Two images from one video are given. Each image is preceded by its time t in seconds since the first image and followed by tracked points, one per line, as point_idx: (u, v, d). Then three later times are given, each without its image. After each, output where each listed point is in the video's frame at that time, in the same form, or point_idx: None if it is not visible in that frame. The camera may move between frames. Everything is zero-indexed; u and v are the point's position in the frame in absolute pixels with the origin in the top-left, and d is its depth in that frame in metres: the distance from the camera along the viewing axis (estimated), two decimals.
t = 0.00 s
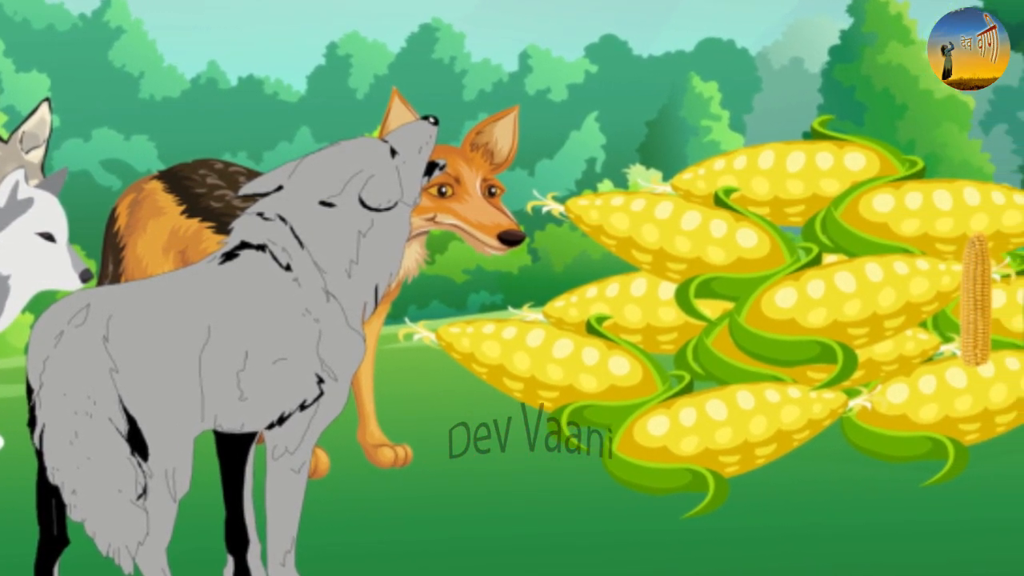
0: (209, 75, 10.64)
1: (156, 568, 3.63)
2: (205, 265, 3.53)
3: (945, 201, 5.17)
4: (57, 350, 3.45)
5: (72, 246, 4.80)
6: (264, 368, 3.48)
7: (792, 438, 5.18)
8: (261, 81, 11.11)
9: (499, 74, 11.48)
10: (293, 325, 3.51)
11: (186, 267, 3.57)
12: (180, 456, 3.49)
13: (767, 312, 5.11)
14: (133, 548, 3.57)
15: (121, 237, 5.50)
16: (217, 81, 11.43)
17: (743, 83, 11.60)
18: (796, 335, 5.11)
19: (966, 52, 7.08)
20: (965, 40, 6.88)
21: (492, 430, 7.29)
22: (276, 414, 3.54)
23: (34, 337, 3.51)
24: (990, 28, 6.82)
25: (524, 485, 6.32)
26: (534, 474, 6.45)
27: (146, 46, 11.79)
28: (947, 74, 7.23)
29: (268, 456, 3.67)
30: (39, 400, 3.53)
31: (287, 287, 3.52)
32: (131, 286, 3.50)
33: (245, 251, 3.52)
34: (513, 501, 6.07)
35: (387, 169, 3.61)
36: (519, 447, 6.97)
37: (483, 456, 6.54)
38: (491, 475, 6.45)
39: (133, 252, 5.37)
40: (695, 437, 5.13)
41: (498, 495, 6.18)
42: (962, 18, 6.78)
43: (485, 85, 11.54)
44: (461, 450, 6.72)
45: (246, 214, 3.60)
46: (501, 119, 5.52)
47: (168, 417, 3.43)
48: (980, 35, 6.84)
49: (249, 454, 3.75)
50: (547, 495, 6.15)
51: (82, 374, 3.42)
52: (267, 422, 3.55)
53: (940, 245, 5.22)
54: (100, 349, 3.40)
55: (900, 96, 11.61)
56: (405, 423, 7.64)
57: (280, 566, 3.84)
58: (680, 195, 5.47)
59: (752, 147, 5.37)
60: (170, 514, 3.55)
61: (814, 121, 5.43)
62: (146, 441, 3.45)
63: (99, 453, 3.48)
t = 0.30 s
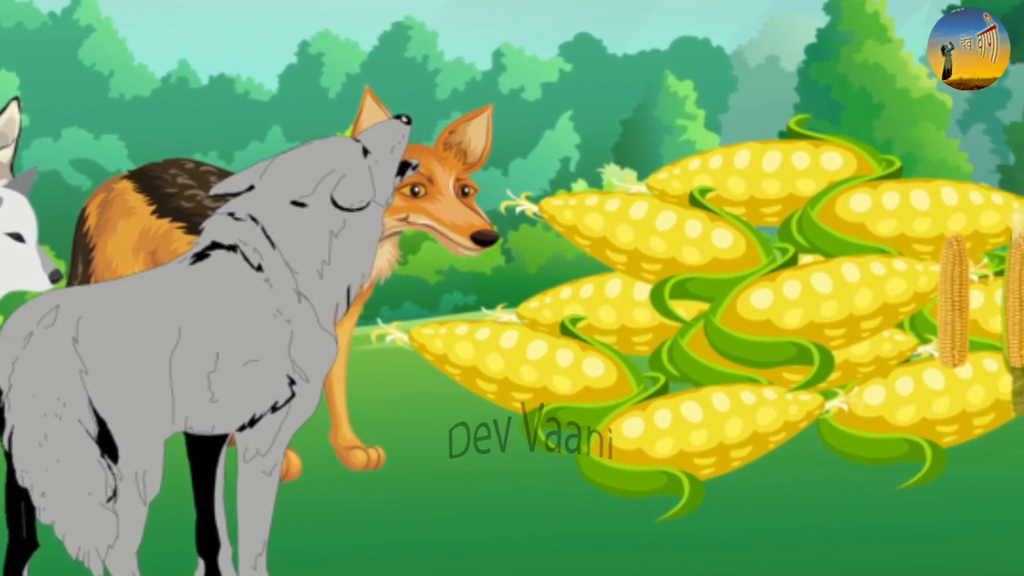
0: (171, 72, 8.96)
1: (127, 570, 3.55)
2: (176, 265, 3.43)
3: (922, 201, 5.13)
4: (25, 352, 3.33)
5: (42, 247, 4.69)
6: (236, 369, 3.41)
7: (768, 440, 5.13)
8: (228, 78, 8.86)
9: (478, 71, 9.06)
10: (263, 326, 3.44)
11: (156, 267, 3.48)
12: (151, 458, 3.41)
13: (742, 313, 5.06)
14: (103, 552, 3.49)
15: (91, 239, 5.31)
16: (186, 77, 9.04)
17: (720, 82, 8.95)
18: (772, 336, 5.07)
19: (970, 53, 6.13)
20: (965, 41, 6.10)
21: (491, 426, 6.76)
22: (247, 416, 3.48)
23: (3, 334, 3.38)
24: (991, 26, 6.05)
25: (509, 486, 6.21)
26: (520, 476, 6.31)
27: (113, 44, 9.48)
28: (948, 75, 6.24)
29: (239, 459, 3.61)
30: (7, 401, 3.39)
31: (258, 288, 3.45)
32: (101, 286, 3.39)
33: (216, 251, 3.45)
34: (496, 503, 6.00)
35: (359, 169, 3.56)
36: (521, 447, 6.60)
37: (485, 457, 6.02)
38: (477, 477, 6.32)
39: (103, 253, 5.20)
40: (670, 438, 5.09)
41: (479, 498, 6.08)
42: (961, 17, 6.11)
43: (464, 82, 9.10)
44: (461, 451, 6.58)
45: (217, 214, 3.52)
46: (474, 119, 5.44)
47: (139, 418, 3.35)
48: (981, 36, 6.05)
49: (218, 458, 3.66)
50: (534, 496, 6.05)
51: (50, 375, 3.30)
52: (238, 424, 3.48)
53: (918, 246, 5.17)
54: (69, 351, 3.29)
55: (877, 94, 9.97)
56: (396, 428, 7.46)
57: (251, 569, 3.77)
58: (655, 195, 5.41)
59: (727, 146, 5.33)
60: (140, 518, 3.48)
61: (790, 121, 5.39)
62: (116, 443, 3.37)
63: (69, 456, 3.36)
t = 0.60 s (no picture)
0: (142, 71, 8.74)
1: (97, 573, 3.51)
2: (145, 266, 3.37)
3: (899, 201, 5.09)
4: None
5: (11, 247, 4.59)
6: (206, 371, 3.36)
7: (744, 442, 5.08)
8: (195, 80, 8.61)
9: (452, 71, 8.78)
10: (233, 328, 3.37)
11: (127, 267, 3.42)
12: (122, 460, 3.38)
13: (718, 314, 5.01)
14: (73, 555, 3.45)
15: (60, 239, 5.16)
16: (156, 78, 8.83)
17: (698, 83, 8.70)
18: (747, 337, 5.02)
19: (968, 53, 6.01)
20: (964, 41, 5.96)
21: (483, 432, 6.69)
22: (218, 417, 3.43)
23: None
24: (990, 26, 5.93)
25: (486, 489, 6.12)
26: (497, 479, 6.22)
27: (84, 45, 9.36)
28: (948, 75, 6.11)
29: (210, 461, 3.56)
30: None
31: (229, 288, 3.37)
32: (71, 286, 3.35)
33: (187, 251, 3.37)
34: (473, 506, 5.91)
35: (331, 168, 3.46)
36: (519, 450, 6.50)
37: (480, 461, 5.71)
38: (455, 477, 6.24)
39: (72, 252, 5.07)
40: (645, 441, 5.02)
41: (456, 501, 6.00)
42: (961, 17, 5.97)
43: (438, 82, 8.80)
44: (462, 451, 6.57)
45: (187, 213, 3.44)
46: (446, 118, 5.36)
47: (109, 420, 3.31)
48: (980, 35, 5.93)
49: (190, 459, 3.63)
50: (512, 500, 5.96)
51: (18, 376, 3.26)
52: (209, 426, 3.45)
53: (894, 246, 5.13)
54: (38, 351, 3.25)
55: (854, 94, 9.91)
56: (373, 428, 7.34)
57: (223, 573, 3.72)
58: (630, 195, 5.35)
59: (702, 145, 5.27)
60: (110, 520, 3.44)
61: (766, 120, 5.35)
62: (86, 446, 3.33)
63: (38, 458, 3.32)
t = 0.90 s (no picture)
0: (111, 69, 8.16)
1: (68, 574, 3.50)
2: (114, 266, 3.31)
3: (876, 201, 5.06)
4: None
5: None
6: (176, 373, 3.32)
7: (718, 445, 5.02)
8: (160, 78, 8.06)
9: (426, 69, 8.29)
10: (203, 329, 3.32)
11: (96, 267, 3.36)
12: (90, 463, 3.34)
13: (692, 316, 4.97)
14: (42, 558, 3.44)
15: (27, 240, 5.03)
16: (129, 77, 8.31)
17: (667, 83, 8.17)
18: (721, 338, 4.98)
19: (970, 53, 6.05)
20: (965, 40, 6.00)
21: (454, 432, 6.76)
22: (188, 419, 3.40)
23: None
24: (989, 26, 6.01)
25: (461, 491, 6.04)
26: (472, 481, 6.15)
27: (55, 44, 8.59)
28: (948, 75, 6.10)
29: (179, 463, 3.51)
30: None
31: (199, 289, 3.31)
32: (40, 286, 3.31)
33: (157, 251, 3.30)
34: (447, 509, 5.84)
35: (303, 167, 3.37)
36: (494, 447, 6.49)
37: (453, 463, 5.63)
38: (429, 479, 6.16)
39: (39, 253, 4.93)
40: (619, 443, 4.96)
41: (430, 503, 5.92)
42: (960, 17, 6.01)
43: (408, 82, 8.28)
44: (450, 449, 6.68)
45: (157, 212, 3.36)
46: (419, 117, 5.25)
47: (78, 423, 3.28)
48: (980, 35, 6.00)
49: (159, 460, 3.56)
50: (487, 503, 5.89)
51: None
52: (179, 428, 3.41)
53: (871, 246, 5.08)
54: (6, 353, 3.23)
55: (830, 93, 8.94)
56: (346, 430, 7.16)
57: None
58: (604, 195, 5.29)
59: (677, 145, 5.22)
60: (80, 522, 3.42)
61: (742, 120, 5.31)
62: (54, 448, 3.30)
63: (5, 461, 3.30)
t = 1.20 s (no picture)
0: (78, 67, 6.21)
1: None
2: (83, 267, 3.31)
3: (852, 201, 5.02)
4: None
5: None
6: (146, 374, 3.32)
7: (693, 447, 4.97)
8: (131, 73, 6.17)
9: (394, 68, 6.03)
10: (172, 330, 3.33)
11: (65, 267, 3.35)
12: (59, 467, 3.32)
13: (666, 316, 4.93)
14: (8, 561, 3.41)
15: None
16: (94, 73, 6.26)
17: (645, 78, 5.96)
18: (696, 339, 4.93)
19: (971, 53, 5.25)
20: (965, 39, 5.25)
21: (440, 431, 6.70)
22: (159, 420, 3.40)
23: None
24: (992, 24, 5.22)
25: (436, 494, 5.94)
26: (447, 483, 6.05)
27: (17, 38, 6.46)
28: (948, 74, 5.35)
29: (149, 466, 3.52)
30: None
31: (169, 290, 3.31)
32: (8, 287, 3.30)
33: (126, 251, 3.30)
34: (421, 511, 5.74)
35: (272, 167, 3.38)
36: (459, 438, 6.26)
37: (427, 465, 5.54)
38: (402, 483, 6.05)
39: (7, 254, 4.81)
40: (593, 445, 4.93)
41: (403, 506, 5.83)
42: (961, 15, 5.27)
43: (380, 83, 6.01)
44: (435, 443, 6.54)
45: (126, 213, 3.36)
46: (390, 116, 5.19)
47: (45, 427, 3.27)
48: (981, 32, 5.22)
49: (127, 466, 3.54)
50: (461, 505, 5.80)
51: None
52: (149, 430, 3.41)
53: (847, 247, 5.03)
54: None
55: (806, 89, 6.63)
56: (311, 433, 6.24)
57: None
58: (577, 195, 5.21)
59: (651, 144, 5.16)
60: (48, 526, 3.38)
61: (717, 120, 5.27)
62: (22, 450, 3.28)
63: None
